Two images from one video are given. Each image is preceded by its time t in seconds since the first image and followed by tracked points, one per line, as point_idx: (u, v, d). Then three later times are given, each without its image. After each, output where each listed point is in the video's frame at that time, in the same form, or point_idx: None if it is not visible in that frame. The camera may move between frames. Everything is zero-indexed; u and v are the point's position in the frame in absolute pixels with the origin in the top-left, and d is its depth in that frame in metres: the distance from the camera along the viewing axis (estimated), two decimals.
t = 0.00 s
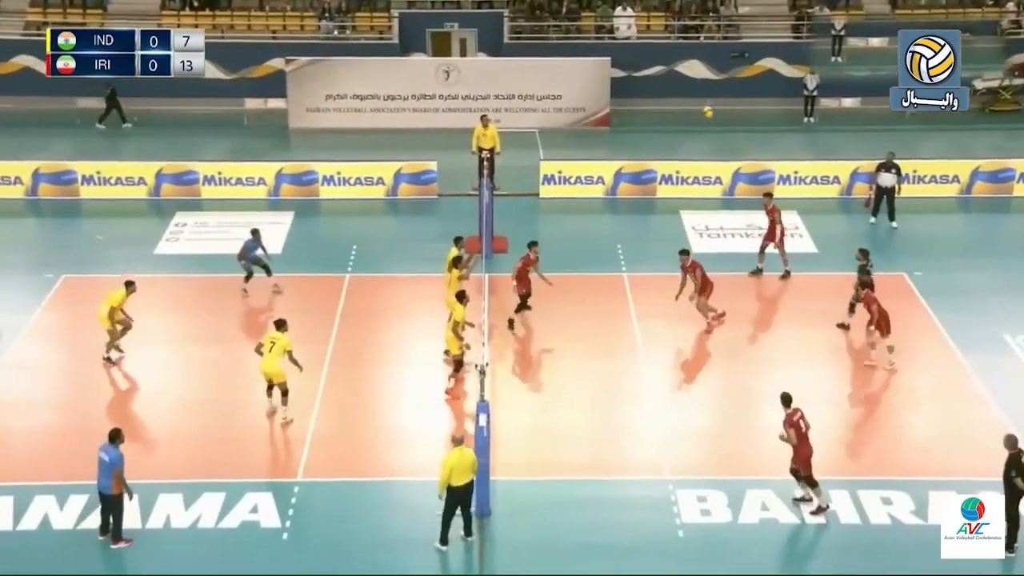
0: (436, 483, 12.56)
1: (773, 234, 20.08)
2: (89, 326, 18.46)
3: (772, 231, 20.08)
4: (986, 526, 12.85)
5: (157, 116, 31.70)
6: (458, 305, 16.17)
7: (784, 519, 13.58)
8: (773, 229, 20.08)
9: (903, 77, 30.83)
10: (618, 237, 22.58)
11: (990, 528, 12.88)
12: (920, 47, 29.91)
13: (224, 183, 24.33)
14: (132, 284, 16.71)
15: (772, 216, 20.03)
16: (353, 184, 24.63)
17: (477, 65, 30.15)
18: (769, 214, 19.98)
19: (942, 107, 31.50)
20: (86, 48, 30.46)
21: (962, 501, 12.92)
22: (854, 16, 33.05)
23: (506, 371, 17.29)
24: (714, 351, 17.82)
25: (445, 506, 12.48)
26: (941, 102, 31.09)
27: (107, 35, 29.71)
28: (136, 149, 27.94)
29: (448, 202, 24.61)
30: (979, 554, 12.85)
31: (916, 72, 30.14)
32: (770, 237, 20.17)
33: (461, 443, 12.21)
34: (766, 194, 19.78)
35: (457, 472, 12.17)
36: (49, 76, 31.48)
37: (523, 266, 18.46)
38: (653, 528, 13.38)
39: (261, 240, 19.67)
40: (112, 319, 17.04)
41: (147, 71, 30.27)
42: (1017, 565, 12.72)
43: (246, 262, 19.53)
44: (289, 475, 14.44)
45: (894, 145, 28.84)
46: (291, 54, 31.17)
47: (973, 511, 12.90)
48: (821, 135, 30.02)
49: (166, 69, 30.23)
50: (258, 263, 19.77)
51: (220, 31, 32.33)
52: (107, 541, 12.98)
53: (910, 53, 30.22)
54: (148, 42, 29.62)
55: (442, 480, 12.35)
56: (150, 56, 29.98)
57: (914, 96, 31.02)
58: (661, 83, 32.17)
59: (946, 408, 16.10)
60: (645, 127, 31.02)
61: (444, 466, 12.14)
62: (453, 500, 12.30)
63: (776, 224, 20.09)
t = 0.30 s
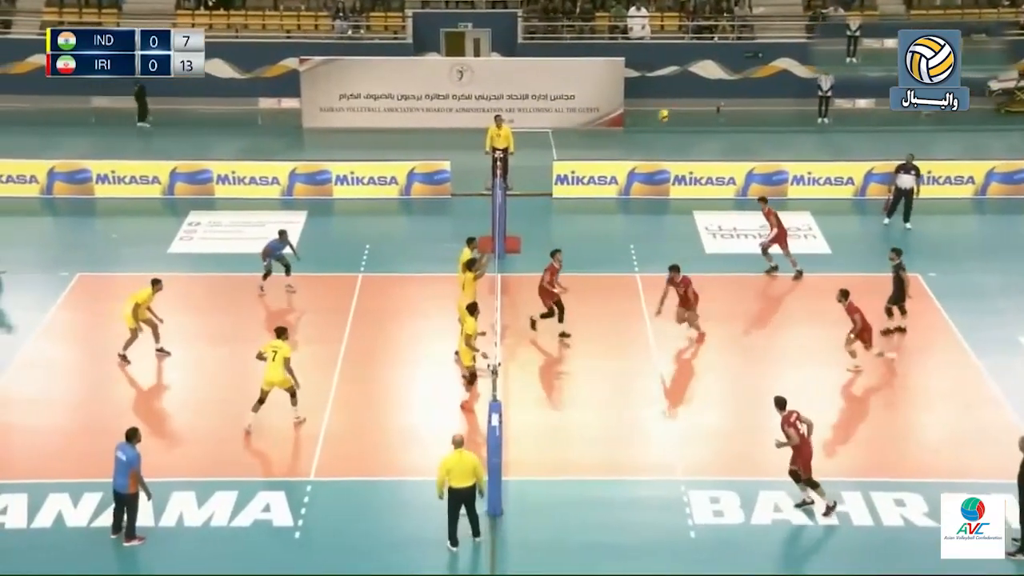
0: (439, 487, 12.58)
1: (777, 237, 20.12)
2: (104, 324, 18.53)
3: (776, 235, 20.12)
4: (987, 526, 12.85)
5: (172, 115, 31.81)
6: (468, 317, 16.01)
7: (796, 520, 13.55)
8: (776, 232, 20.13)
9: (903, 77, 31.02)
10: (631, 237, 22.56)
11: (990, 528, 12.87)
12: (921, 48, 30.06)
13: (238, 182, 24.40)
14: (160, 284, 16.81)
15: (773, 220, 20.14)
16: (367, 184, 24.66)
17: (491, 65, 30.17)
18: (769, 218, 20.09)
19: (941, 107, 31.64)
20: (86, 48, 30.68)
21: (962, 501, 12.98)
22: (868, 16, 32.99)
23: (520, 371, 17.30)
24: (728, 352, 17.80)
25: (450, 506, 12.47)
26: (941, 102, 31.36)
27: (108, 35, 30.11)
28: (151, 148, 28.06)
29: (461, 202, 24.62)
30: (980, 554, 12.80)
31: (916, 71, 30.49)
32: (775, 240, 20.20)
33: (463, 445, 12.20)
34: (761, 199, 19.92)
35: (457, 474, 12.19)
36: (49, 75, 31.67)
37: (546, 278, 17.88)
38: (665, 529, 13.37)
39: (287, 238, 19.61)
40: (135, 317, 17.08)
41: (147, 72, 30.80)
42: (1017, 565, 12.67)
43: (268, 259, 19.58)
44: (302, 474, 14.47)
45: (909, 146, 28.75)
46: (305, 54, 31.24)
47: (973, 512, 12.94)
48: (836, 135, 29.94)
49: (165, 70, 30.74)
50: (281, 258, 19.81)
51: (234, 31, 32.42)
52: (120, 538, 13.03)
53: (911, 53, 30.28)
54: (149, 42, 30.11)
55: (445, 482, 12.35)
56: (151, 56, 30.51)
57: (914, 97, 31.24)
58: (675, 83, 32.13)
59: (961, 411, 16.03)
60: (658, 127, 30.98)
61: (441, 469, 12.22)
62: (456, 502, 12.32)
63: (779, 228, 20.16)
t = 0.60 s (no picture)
0: (446, 488, 12.51)
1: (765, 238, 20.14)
2: (117, 323, 18.57)
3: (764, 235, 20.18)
4: (987, 526, 13.18)
5: (184, 114, 31.88)
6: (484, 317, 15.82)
7: (808, 522, 13.53)
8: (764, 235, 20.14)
9: (902, 76, 31.62)
10: (643, 237, 22.55)
11: (989, 528, 13.19)
12: (921, 47, 30.73)
13: (250, 182, 24.45)
14: (179, 280, 16.65)
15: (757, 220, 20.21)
16: (378, 184, 24.69)
17: (503, 65, 30.17)
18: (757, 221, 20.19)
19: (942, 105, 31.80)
20: (86, 48, 31.11)
21: (961, 502, 13.33)
22: (881, 17, 32.93)
23: (531, 371, 17.29)
24: (740, 352, 17.77)
25: (458, 508, 12.46)
26: (942, 101, 31.69)
27: (107, 35, 30.67)
28: (163, 147, 28.13)
29: (473, 202, 24.64)
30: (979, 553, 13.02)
31: (917, 70, 30.99)
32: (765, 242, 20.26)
33: (472, 446, 12.15)
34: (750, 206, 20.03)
35: (465, 475, 12.15)
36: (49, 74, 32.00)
37: (570, 278, 17.54)
38: (675, 530, 13.35)
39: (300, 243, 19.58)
40: (153, 313, 17.04)
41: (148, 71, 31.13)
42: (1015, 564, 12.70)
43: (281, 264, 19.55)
44: (313, 473, 14.48)
45: (921, 147, 28.68)
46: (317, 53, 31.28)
47: (973, 511, 13.32)
48: (848, 136, 29.89)
49: (165, 70, 31.12)
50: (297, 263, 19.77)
51: (246, 30, 32.47)
52: (131, 537, 13.05)
53: (910, 53, 30.95)
54: (148, 42, 30.45)
55: (454, 482, 12.31)
56: (151, 56, 30.86)
57: (913, 96, 31.74)
58: (686, 83, 32.11)
59: (973, 413, 15.98)
60: (670, 127, 30.95)
61: (449, 467, 12.19)
62: (465, 502, 12.28)
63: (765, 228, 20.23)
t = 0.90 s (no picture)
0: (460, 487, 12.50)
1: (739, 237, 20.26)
2: (132, 321, 18.63)
3: (737, 236, 20.25)
4: (987, 526, 13.02)
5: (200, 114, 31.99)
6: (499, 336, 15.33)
7: (822, 523, 13.49)
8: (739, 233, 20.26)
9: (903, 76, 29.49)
10: (658, 238, 22.53)
11: (990, 528, 13.02)
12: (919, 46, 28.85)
13: (265, 181, 24.49)
14: (186, 275, 16.73)
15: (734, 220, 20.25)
16: (392, 184, 24.72)
17: (518, 65, 30.17)
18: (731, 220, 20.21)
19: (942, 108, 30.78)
20: (86, 48, 31.01)
21: (961, 502, 13.22)
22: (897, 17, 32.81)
23: (545, 371, 17.29)
24: (755, 354, 17.73)
25: (471, 509, 12.46)
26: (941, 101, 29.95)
27: (108, 35, 30.37)
28: (179, 147, 28.22)
29: (488, 202, 24.63)
30: (978, 554, 12.89)
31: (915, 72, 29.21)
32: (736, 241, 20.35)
33: (486, 446, 12.13)
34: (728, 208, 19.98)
35: (478, 478, 12.13)
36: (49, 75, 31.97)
37: (596, 260, 17.62)
38: (688, 531, 13.33)
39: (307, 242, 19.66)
40: (165, 312, 17.07)
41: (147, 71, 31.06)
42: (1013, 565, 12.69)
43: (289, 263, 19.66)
44: (327, 473, 14.50)
45: (937, 149, 28.56)
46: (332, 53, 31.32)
47: (974, 512, 13.15)
48: (863, 137, 29.80)
49: (165, 69, 31.02)
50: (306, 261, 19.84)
51: (262, 30, 32.50)
52: (146, 535, 13.09)
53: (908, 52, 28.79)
54: (149, 42, 30.35)
55: (467, 484, 12.30)
56: (151, 56, 30.75)
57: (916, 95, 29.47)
58: (701, 84, 32.06)
59: (988, 415, 15.91)
60: (685, 128, 30.90)
61: (464, 470, 12.16)
62: (478, 504, 12.27)
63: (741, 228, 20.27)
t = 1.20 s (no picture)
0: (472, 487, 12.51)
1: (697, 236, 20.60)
2: (143, 320, 18.67)
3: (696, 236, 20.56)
4: (987, 526, 13.06)
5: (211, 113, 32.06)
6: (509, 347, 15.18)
7: (833, 525, 13.46)
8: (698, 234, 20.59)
9: (900, 75, 29.84)
10: (669, 239, 22.52)
11: (989, 528, 13.06)
12: (920, 46, 28.63)
13: (276, 181, 24.53)
14: (193, 274, 16.75)
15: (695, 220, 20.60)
16: (403, 184, 24.75)
17: (530, 65, 30.17)
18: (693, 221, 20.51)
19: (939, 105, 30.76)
20: (86, 48, 30.76)
21: (961, 502, 13.26)
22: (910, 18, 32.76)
23: (555, 371, 17.28)
24: (766, 355, 17.71)
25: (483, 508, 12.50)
26: (941, 100, 29.96)
27: (108, 35, 29.93)
28: (191, 146, 28.28)
29: (499, 202, 24.65)
30: (978, 554, 12.90)
31: (915, 71, 29.08)
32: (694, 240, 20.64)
33: (501, 447, 12.12)
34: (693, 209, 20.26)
35: (491, 478, 12.12)
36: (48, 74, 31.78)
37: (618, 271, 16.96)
38: (699, 532, 13.32)
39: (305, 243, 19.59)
40: (175, 316, 17.06)
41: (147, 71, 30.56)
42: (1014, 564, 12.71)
43: (288, 264, 19.56)
44: (337, 473, 14.51)
45: (949, 150, 28.51)
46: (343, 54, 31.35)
47: (974, 512, 13.19)
48: (875, 138, 29.75)
49: (166, 69, 30.48)
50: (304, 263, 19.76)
51: (274, 30, 32.51)
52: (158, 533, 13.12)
53: (909, 53, 28.96)
54: (149, 41, 29.83)
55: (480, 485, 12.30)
56: (151, 56, 30.26)
57: (914, 96, 30.02)
58: (713, 84, 32.04)
59: (999, 416, 15.88)
60: (696, 128, 30.89)
61: (477, 471, 12.17)
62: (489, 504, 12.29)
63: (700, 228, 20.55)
